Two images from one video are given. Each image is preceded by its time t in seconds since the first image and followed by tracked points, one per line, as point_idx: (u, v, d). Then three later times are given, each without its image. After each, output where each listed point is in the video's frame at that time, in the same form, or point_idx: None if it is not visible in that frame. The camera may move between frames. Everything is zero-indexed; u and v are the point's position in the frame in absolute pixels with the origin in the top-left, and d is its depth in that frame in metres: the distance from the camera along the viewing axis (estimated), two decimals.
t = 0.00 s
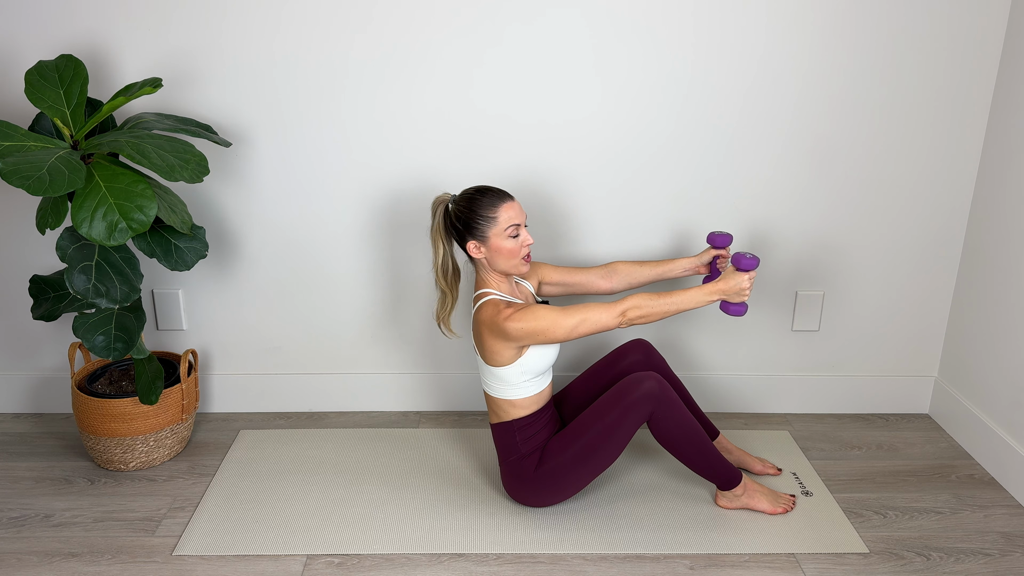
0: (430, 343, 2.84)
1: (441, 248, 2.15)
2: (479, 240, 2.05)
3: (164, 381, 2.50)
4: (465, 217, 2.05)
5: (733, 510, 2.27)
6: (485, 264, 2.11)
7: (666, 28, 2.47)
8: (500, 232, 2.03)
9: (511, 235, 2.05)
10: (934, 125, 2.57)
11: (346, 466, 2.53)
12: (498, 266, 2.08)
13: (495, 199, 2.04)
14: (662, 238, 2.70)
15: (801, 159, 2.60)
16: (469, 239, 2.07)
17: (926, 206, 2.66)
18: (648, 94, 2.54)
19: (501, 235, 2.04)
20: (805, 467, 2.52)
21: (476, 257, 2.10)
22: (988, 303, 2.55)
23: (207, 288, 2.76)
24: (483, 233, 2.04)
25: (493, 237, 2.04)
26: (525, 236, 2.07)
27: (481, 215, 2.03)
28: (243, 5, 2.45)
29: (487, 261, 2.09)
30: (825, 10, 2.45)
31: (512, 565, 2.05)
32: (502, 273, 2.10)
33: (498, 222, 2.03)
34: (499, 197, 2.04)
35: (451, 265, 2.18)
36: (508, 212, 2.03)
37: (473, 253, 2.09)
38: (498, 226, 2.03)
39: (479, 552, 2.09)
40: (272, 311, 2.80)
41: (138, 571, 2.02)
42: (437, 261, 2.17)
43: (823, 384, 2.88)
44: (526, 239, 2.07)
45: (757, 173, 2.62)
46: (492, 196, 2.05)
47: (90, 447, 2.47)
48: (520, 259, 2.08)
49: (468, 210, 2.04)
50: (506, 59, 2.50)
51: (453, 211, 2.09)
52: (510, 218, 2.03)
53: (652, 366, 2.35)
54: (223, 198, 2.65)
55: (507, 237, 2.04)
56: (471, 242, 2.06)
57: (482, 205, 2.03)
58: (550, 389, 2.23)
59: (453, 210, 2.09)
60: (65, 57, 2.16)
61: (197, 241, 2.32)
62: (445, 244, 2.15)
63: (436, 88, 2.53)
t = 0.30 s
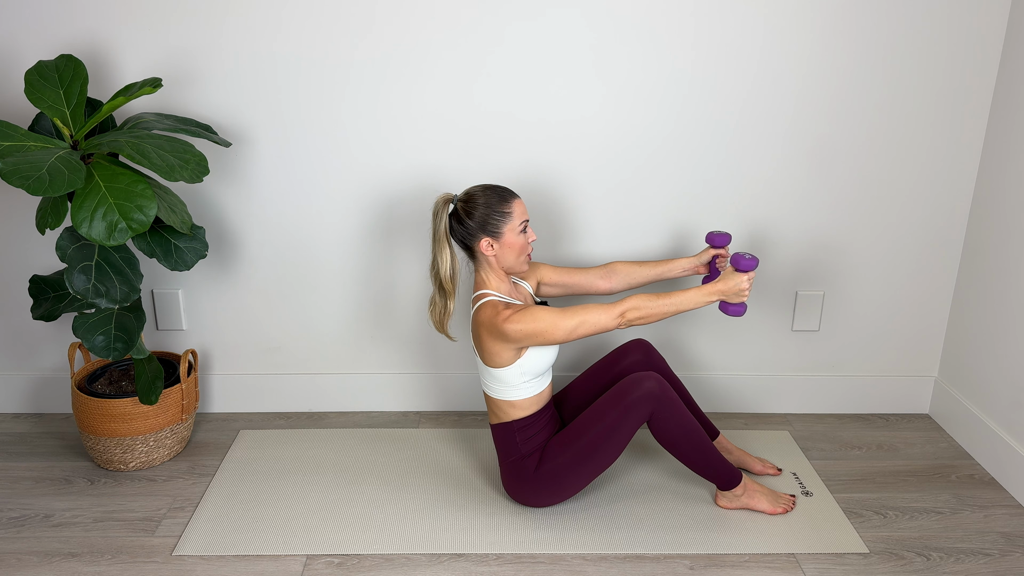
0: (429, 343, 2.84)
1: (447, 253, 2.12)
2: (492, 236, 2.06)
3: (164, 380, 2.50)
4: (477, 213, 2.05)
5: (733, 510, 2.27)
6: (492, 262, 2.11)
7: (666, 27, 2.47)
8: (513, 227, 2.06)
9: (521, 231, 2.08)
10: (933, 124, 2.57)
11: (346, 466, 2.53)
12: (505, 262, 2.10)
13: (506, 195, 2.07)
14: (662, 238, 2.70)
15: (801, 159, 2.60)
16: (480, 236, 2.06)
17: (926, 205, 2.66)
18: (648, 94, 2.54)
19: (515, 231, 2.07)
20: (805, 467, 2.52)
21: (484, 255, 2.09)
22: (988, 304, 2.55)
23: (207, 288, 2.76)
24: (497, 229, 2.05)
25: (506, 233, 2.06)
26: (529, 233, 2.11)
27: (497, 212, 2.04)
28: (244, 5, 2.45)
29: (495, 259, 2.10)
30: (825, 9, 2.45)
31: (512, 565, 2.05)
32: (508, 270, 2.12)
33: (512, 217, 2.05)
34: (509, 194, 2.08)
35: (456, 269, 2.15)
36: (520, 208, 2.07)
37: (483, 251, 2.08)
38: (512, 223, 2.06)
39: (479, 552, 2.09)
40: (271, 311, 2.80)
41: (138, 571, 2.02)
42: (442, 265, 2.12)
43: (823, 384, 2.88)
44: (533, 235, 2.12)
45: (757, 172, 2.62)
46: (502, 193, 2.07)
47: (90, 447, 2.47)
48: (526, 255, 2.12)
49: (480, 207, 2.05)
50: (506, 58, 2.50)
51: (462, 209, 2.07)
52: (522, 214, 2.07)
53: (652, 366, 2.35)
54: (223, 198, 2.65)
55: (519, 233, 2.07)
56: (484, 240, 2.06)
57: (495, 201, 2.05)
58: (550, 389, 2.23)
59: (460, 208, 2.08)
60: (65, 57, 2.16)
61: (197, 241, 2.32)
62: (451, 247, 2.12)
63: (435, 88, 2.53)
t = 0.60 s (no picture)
0: (429, 343, 2.84)
1: (447, 253, 2.12)
2: (492, 236, 2.06)
3: (164, 381, 2.50)
4: (476, 213, 2.05)
5: (733, 510, 2.27)
6: (491, 262, 2.11)
7: (666, 27, 2.47)
8: (513, 226, 2.06)
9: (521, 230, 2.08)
10: (933, 124, 2.57)
11: (346, 466, 2.53)
12: (505, 262, 2.11)
13: (506, 194, 2.07)
14: (662, 238, 2.70)
15: (801, 159, 2.60)
16: (480, 235, 2.06)
17: (925, 205, 2.66)
18: (648, 94, 2.54)
19: (514, 230, 2.07)
20: (805, 467, 2.52)
21: (484, 255, 2.09)
22: (988, 304, 2.55)
23: (207, 288, 2.76)
24: (497, 228, 2.05)
25: (506, 232, 2.06)
26: (529, 232, 2.12)
27: (496, 211, 2.04)
28: (243, 5, 2.45)
29: (494, 258, 2.10)
30: (825, 9, 2.45)
31: (512, 565, 2.05)
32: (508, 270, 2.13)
33: (512, 217, 2.06)
34: (509, 193, 2.08)
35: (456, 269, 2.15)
36: (519, 208, 2.07)
37: (483, 250, 2.08)
38: (511, 222, 2.06)
39: (479, 552, 2.09)
40: (271, 311, 2.80)
41: (138, 571, 2.02)
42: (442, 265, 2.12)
43: (823, 384, 2.88)
44: (532, 235, 2.12)
45: (757, 173, 2.62)
46: (501, 192, 2.07)
47: (90, 447, 2.47)
48: (525, 255, 2.13)
49: (479, 206, 2.05)
50: (506, 58, 2.50)
51: (461, 208, 2.07)
52: (522, 213, 2.07)
53: (652, 366, 2.35)
54: (223, 198, 2.65)
55: (519, 232, 2.08)
56: (483, 239, 2.06)
57: (495, 200, 2.05)
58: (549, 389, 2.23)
59: (460, 207, 2.08)
60: (65, 57, 2.16)
61: (197, 241, 2.32)
62: (451, 247, 2.12)
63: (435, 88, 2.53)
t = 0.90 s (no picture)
0: (429, 343, 2.84)
1: (446, 252, 2.12)
2: (491, 236, 2.06)
3: (164, 380, 2.50)
4: (475, 212, 2.05)
5: (733, 511, 2.27)
6: (490, 262, 2.11)
7: (666, 27, 2.47)
8: (512, 226, 2.06)
9: (520, 230, 2.08)
10: (933, 124, 2.57)
11: (346, 466, 2.53)
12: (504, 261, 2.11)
13: (505, 194, 2.07)
14: (663, 238, 2.70)
15: (801, 159, 2.60)
16: (478, 235, 2.06)
17: (925, 205, 2.66)
18: (648, 94, 2.54)
19: (513, 230, 2.07)
20: (805, 467, 2.52)
21: (483, 255, 2.09)
22: (988, 304, 2.55)
23: (207, 288, 2.76)
24: (495, 228, 2.05)
25: (505, 232, 2.06)
26: (529, 232, 2.12)
27: (494, 211, 2.04)
28: (244, 5, 2.45)
29: (493, 258, 2.10)
30: (825, 9, 2.45)
31: (512, 565, 2.05)
32: (507, 269, 2.13)
33: (511, 216, 2.06)
34: (507, 193, 2.08)
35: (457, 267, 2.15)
36: (518, 208, 2.07)
37: (482, 250, 2.08)
38: (510, 221, 2.06)
39: (479, 552, 2.09)
40: (271, 311, 2.80)
41: (139, 571, 2.02)
42: (442, 263, 2.12)
43: (823, 384, 2.88)
44: (531, 235, 2.12)
45: (757, 173, 2.62)
46: (500, 192, 2.07)
47: (89, 446, 2.47)
48: (524, 255, 2.13)
49: (478, 206, 2.05)
50: (506, 58, 2.50)
51: (460, 208, 2.07)
52: (521, 213, 2.07)
53: (652, 366, 2.35)
54: (223, 197, 2.65)
55: (518, 232, 2.08)
56: (482, 239, 2.06)
57: (493, 200, 2.05)
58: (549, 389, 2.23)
59: (458, 207, 2.08)
60: (65, 57, 2.16)
61: (197, 241, 2.32)
62: (451, 247, 2.12)
63: (435, 88, 2.53)
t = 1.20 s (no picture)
0: (429, 343, 2.84)
1: (442, 252, 2.12)
2: (488, 236, 2.06)
3: (164, 380, 2.50)
4: (473, 213, 2.05)
5: (733, 511, 2.27)
6: (488, 262, 2.11)
7: (665, 27, 2.47)
8: (509, 226, 2.06)
9: (517, 230, 2.08)
10: (933, 124, 2.57)
11: (346, 466, 2.53)
12: (502, 261, 2.10)
13: (503, 195, 2.07)
14: (662, 238, 2.70)
15: (801, 159, 2.60)
16: (476, 235, 2.06)
17: (925, 205, 2.66)
18: (648, 94, 2.54)
19: (511, 230, 2.07)
20: (805, 467, 2.52)
21: (481, 255, 2.09)
22: (988, 304, 2.55)
23: (207, 288, 2.76)
24: (493, 228, 2.05)
25: (503, 232, 2.06)
26: (527, 233, 2.11)
27: (492, 211, 2.04)
28: (244, 5, 2.45)
29: (491, 258, 2.10)
30: (825, 9, 2.45)
31: (512, 565, 2.05)
32: (505, 270, 2.13)
33: (508, 217, 2.06)
34: (505, 193, 2.08)
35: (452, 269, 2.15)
36: (516, 208, 2.07)
37: (479, 251, 2.08)
38: (508, 221, 2.06)
39: (479, 552, 2.09)
40: (271, 311, 2.80)
41: (138, 571, 2.02)
42: (439, 264, 2.13)
43: (823, 384, 2.88)
44: (529, 235, 2.12)
45: (756, 173, 2.62)
46: (498, 192, 2.07)
47: (90, 447, 2.47)
48: (523, 255, 2.12)
49: (476, 206, 2.05)
50: (505, 58, 2.50)
51: (458, 208, 2.07)
52: (518, 214, 2.07)
53: (652, 366, 2.35)
54: (223, 197, 2.65)
55: (516, 232, 2.07)
56: (480, 239, 2.06)
57: (491, 200, 2.05)
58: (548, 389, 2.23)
59: (457, 207, 2.08)
60: (65, 57, 2.16)
61: (197, 241, 2.32)
62: (447, 247, 2.12)
63: (435, 88, 2.53)
